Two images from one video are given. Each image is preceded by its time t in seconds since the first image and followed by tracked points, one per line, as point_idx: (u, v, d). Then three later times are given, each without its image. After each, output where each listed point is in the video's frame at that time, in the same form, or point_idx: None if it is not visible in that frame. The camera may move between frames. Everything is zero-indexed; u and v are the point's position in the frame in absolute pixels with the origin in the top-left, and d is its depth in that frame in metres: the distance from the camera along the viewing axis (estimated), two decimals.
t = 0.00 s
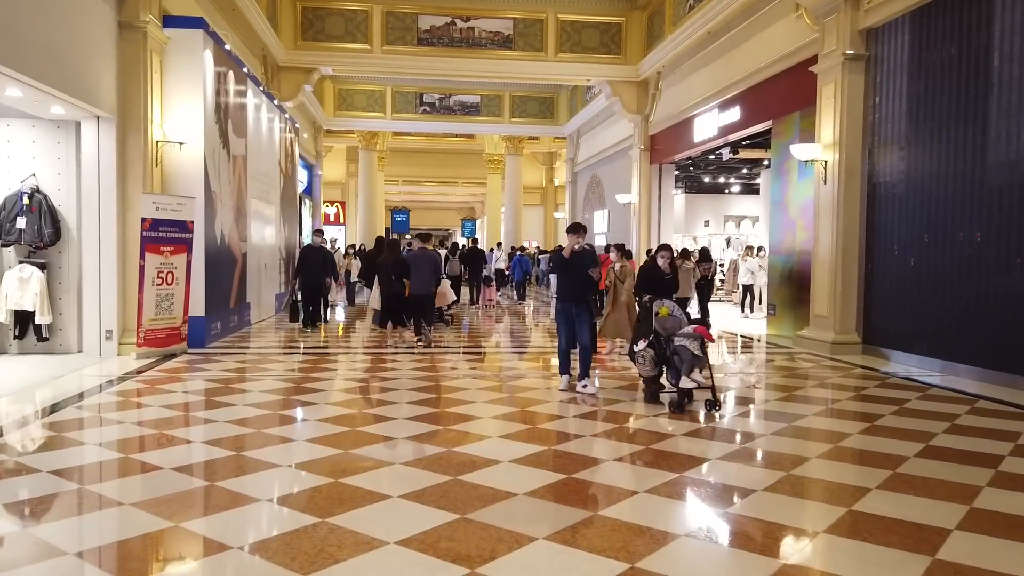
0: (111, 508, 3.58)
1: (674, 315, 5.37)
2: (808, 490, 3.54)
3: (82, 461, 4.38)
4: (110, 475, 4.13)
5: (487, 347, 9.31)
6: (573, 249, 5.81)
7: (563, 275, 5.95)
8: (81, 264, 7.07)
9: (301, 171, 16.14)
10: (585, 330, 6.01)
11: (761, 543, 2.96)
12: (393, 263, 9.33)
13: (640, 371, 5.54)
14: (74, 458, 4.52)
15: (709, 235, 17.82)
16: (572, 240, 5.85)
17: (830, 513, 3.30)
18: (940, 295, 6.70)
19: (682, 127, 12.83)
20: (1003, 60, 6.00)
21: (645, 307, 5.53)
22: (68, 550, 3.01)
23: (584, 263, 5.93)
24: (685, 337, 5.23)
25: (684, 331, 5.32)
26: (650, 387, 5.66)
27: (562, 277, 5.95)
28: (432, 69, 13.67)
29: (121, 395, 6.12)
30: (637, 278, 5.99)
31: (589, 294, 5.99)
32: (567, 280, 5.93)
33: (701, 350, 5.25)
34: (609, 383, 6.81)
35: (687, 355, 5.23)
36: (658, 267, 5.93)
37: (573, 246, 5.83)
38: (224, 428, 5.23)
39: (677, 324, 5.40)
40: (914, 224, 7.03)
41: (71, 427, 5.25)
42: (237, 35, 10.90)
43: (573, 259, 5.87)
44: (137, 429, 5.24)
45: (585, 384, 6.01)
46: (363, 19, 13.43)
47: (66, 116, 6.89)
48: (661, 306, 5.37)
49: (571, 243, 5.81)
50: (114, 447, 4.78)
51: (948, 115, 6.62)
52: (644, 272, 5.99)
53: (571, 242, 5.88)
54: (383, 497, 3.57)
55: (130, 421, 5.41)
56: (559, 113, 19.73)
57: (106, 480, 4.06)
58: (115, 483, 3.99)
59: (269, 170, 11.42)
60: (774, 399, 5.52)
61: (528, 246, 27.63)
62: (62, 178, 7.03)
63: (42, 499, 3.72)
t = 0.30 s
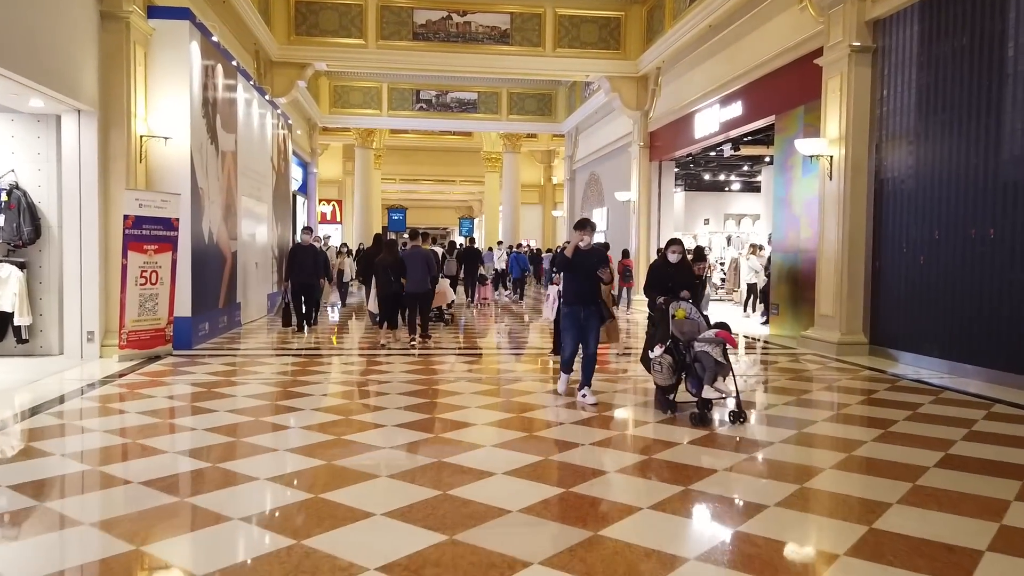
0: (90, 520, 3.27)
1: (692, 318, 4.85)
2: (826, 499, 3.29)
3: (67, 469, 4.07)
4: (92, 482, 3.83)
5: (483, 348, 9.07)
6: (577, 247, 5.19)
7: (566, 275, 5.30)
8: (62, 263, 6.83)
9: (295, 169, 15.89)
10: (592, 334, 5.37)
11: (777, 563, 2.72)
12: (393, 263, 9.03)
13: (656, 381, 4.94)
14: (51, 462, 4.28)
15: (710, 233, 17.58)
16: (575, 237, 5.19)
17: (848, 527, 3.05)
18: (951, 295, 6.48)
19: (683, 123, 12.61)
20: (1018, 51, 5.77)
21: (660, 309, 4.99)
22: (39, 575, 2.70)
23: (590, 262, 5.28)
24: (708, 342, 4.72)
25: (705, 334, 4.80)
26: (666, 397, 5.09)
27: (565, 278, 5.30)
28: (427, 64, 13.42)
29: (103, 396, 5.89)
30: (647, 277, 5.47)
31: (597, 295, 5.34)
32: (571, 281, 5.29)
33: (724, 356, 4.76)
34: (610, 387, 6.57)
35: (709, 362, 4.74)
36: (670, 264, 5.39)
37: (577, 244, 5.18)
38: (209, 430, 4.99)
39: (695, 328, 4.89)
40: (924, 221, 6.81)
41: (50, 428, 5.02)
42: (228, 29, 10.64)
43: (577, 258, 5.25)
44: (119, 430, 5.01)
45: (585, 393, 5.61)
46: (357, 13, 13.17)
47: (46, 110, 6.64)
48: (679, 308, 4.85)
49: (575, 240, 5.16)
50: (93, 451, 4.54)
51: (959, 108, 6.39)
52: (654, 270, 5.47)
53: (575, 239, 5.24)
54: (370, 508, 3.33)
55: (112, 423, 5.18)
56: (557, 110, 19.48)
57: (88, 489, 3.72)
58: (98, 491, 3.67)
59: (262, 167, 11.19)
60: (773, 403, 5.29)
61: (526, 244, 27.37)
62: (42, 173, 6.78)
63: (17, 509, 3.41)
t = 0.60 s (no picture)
0: (68, 550, 2.94)
1: (717, 328, 4.53)
2: (850, 511, 3.07)
3: (48, 491, 3.74)
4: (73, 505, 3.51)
5: (481, 351, 8.82)
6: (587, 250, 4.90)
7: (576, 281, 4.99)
8: (45, 266, 6.59)
9: (290, 169, 15.66)
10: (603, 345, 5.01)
11: None
12: (392, 263, 8.85)
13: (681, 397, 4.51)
14: (30, 474, 4.05)
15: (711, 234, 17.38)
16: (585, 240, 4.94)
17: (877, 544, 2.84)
18: (965, 298, 6.27)
19: (684, 122, 12.40)
20: None
21: (683, 318, 4.65)
22: None
23: (600, 268, 5.02)
24: (737, 354, 4.32)
25: (734, 346, 4.41)
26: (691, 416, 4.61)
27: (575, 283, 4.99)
28: (424, 63, 13.20)
29: (89, 402, 5.65)
30: (665, 282, 4.95)
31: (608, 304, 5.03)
32: (581, 288, 4.96)
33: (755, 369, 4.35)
34: (614, 392, 6.33)
35: (740, 377, 4.31)
36: (692, 270, 4.90)
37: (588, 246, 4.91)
38: (198, 437, 4.77)
39: (722, 339, 4.52)
40: (936, 222, 6.60)
41: (34, 437, 4.78)
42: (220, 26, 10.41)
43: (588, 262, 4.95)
44: (104, 438, 4.78)
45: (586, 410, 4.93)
46: (353, 10, 12.94)
47: (27, 107, 6.40)
48: (703, 316, 4.54)
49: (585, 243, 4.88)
50: (77, 460, 4.32)
51: (974, 105, 6.18)
52: (674, 275, 4.94)
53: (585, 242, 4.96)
54: (363, 524, 3.09)
55: (97, 430, 4.95)
56: (556, 109, 19.26)
57: (69, 511, 3.43)
58: (80, 517, 3.33)
59: (255, 167, 10.97)
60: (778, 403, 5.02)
61: (525, 245, 27.15)
62: (24, 173, 6.51)
63: None
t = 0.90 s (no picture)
0: (55, 567, 2.74)
1: (758, 337, 3.93)
2: (889, 530, 2.86)
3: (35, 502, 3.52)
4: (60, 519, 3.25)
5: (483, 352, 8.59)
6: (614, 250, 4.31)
7: (593, 281, 4.39)
8: (32, 266, 6.37)
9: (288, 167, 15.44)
10: (626, 354, 4.42)
11: None
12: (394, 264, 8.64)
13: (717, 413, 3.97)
14: (25, 478, 3.85)
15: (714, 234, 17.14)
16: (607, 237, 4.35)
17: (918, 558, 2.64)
18: (984, 300, 6.07)
19: (688, 120, 12.20)
20: None
21: (717, 323, 4.06)
22: None
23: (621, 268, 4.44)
24: (781, 365, 3.70)
25: (777, 356, 3.79)
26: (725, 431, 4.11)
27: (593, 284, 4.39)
28: (424, 60, 12.98)
29: (82, 405, 5.43)
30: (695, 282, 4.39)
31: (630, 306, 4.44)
32: (600, 291, 4.39)
33: (801, 383, 3.73)
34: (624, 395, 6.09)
35: (784, 392, 3.71)
36: (728, 269, 4.35)
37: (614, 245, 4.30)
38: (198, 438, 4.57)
39: (762, 349, 3.93)
40: (953, 222, 6.40)
41: (23, 441, 4.58)
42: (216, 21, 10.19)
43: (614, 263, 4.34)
44: (96, 442, 4.55)
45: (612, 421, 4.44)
46: (352, 6, 12.72)
47: (15, 101, 6.18)
48: (742, 324, 3.97)
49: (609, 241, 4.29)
50: (70, 463, 4.12)
51: (994, 100, 5.98)
52: (707, 275, 4.39)
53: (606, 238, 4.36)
54: (368, 540, 2.88)
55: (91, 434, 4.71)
56: (557, 107, 19.04)
57: (59, 522, 3.23)
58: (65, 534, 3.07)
59: (251, 165, 10.74)
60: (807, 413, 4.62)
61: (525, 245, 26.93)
62: (12, 170, 6.28)
63: None
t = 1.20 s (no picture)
0: None
1: (801, 347, 3.55)
2: (927, 553, 2.65)
3: (27, 506, 3.35)
4: (31, 536, 3.01)
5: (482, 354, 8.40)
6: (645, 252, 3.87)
7: (616, 285, 3.93)
8: (18, 267, 6.17)
9: (285, 167, 15.23)
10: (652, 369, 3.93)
11: None
12: (397, 264, 8.54)
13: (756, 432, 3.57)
14: (9, 482, 3.67)
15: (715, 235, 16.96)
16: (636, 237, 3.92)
17: None
18: (1001, 303, 5.88)
19: (692, 118, 12.01)
20: None
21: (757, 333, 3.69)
22: None
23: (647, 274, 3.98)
24: (828, 381, 3.27)
25: (823, 369, 3.37)
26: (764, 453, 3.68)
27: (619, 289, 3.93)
28: (422, 58, 12.79)
29: (67, 411, 5.18)
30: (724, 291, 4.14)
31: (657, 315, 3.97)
32: (624, 296, 3.93)
33: (851, 400, 3.32)
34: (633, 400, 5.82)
35: (831, 410, 3.31)
36: (757, 274, 4.08)
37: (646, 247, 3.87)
38: (187, 445, 4.31)
39: (806, 361, 3.52)
40: (968, 222, 6.21)
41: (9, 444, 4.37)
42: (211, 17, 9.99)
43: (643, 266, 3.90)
44: (85, 442, 4.37)
45: (650, 446, 3.90)
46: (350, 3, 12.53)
47: None
48: (783, 332, 3.58)
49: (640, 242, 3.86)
50: (57, 469, 3.92)
51: (1011, 96, 5.79)
52: (737, 281, 4.13)
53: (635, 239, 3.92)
54: (370, 560, 2.69)
55: (74, 441, 4.46)
56: (557, 107, 18.84)
57: (45, 533, 3.04)
58: (36, 556, 2.80)
59: (246, 164, 10.54)
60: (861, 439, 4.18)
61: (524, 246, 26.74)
62: None
63: None
